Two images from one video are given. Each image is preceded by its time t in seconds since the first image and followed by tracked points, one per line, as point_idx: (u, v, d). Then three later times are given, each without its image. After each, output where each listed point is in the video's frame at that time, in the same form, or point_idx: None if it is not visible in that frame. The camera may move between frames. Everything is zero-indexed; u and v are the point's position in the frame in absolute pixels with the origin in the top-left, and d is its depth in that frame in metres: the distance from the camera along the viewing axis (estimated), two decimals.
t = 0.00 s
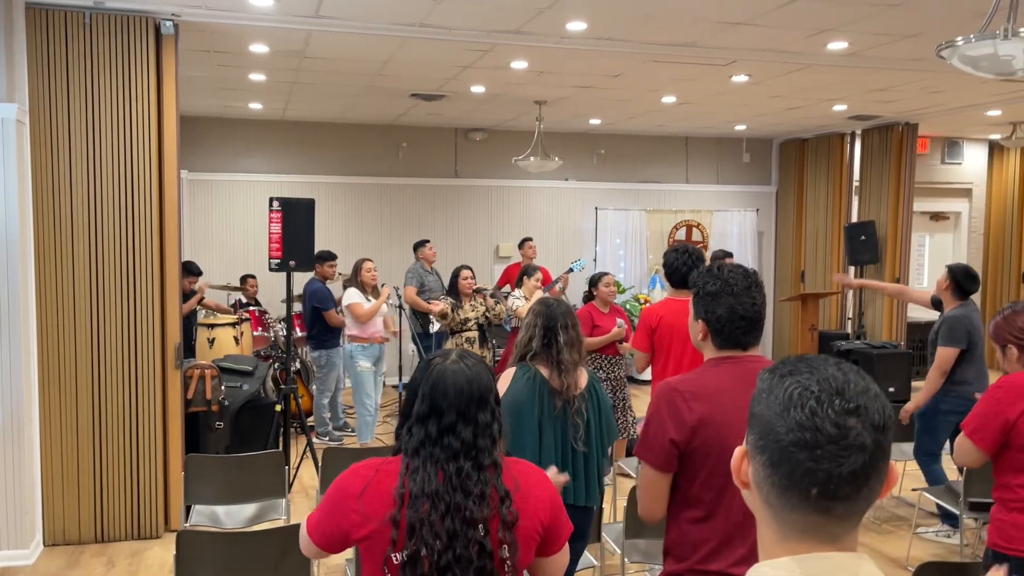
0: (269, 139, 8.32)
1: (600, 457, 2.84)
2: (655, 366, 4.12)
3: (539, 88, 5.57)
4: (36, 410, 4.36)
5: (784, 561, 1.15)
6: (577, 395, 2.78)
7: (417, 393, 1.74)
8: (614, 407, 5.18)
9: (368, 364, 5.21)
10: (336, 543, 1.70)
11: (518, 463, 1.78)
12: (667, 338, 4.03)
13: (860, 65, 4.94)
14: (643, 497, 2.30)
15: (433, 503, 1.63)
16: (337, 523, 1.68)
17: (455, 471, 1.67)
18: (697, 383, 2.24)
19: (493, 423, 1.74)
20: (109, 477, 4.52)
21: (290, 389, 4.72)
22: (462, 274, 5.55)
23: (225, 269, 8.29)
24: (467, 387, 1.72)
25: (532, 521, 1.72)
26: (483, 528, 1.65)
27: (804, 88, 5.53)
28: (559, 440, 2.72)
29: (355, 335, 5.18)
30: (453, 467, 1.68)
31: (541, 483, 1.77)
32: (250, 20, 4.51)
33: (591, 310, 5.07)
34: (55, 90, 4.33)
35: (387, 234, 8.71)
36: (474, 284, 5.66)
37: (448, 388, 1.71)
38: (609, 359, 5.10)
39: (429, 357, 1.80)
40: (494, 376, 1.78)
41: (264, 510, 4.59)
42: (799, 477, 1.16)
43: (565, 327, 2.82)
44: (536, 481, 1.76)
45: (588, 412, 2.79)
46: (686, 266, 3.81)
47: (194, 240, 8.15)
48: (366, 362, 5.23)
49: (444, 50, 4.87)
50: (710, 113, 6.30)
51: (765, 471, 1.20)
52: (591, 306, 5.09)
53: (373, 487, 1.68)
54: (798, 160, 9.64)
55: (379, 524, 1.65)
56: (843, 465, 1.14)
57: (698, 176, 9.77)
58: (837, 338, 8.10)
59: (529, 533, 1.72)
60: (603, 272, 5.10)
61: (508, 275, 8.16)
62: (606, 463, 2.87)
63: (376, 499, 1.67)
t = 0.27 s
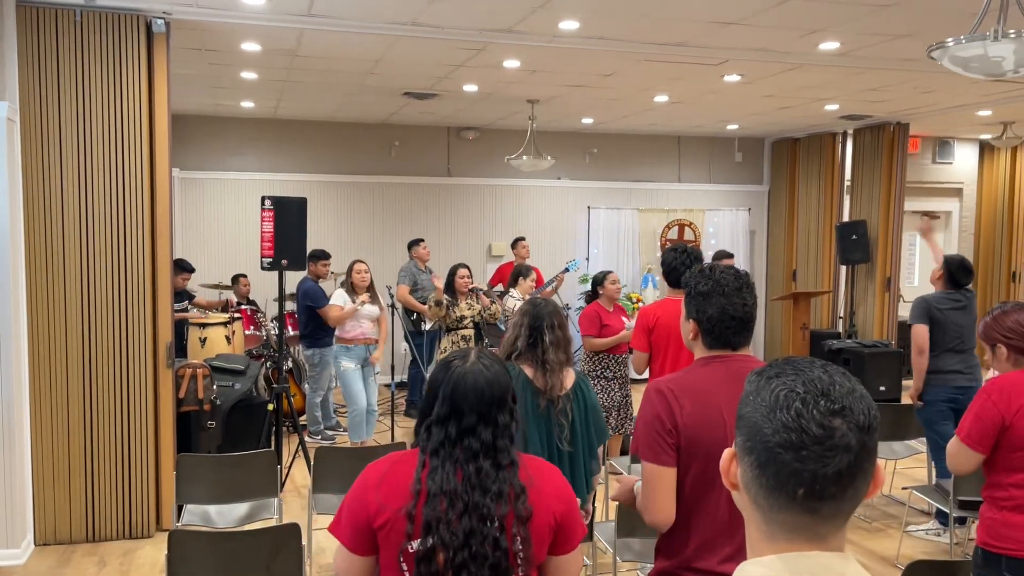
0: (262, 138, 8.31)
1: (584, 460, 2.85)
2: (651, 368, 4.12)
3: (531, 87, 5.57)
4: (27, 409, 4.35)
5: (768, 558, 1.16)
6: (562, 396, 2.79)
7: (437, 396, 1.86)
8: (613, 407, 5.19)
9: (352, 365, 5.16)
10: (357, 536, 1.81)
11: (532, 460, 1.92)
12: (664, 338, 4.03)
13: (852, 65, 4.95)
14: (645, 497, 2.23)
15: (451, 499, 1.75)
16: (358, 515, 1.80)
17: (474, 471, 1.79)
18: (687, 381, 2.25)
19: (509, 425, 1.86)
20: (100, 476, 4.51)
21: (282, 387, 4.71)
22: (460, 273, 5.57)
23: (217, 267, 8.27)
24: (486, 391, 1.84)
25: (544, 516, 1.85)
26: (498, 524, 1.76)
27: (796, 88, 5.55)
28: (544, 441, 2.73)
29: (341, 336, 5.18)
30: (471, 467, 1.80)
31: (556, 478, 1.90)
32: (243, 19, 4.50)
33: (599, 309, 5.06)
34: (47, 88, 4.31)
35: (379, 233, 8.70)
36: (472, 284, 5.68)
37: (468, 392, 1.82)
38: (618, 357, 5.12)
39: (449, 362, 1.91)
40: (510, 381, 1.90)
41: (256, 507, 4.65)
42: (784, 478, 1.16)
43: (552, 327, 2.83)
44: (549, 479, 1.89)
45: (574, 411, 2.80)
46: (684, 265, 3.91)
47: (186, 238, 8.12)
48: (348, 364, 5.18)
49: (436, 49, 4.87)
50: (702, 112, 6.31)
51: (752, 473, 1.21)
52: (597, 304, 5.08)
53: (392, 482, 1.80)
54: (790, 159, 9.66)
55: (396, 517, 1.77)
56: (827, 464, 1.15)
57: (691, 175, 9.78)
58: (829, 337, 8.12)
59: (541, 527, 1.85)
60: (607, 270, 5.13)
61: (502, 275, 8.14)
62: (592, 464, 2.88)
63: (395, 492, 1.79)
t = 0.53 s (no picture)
0: (257, 132, 8.30)
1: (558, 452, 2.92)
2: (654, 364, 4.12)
3: (527, 82, 5.57)
4: (23, 402, 4.35)
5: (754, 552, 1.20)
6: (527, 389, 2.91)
7: (458, 386, 1.91)
8: (611, 402, 5.19)
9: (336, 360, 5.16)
10: (369, 522, 1.84)
11: (545, 453, 1.99)
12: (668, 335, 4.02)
13: (848, 61, 4.96)
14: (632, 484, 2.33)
15: (469, 489, 1.81)
16: (373, 501, 1.84)
17: (491, 462, 1.84)
18: (686, 375, 2.26)
19: (526, 419, 1.92)
20: (95, 470, 4.51)
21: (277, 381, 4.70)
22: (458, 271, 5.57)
23: (212, 261, 8.25)
24: (505, 386, 1.90)
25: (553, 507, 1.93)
26: (513, 514, 1.83)
27: (792, 84, 5.56)
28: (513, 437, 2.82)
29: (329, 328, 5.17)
30: (489, 458, 1.85)
31: (566, 474, 1.99)
32: (239, 13, 4.50)
33: (604, 304, 5.04)
34: (42, 82, 4.31)
35: (375, 228, 8.69)
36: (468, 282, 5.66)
37: (489, 385, 1.88)
38: (619, 353, 5.12)
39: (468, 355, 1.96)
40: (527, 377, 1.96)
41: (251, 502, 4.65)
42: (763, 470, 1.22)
43: (521, 323, 2.96)
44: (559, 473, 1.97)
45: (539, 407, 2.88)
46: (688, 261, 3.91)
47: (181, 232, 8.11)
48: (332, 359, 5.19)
49: (433, 44, 4.87)
50: (699, 108, 6.32)
51: (732, 463, 1.27)
52: (604, 298, 5.05)
53: (409, 471, 1.85)
54: (786, 155, 9.66)
55: (411, 505, 1.82)
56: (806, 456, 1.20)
57: (687, 172, 9.79)
58: (823, 333, 8.13)
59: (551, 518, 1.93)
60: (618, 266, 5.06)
61: (497, 271, 8.10)
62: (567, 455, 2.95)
63: (410, 481, 1.84)
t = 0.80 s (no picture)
0: (258, 128, 8.29)
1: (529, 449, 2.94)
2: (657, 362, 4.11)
3: (527, 78, 5.57)
4: (21, 397, 4.35)
5: (738, 549, 1.19)
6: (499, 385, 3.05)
7: (457, 382, 1.81)
8: (608, 399, 5.19)
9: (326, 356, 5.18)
10: (364, 518, 1.74)
11: (540, 448, 1.90)
12: (670, 333, 4.02)
13: (847, 58, 4.96)
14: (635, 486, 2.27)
15: (468, 486, 1.71)
16: (368, 497, 1.73)
17: (491, 459, 1.74)
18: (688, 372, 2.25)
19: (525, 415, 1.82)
20: (93, 465, 4.52)
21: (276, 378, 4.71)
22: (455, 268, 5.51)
23: (210, 258, 8.26)
24: (505, 381, 1.80)
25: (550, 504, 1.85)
26: (512, 514, 1.74)
27: (791, 81, 5.55)
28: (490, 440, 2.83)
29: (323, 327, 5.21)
30: (488, 455, 1.75)
31: (561, 470, 1.91)
32: (237, 9, 4.49)
33: (604, 300, 5.08)
34: (40, 78, 4.30)
35: (374, 224, 8.69)
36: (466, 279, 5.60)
37: (489, 380, 1.78)
38: (617, 350, 5.12)
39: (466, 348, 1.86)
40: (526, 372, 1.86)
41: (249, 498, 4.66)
42: (743, 469, 1.20)
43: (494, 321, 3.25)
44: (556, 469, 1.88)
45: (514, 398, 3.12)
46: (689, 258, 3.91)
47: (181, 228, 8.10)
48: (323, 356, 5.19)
49: (432, 40, 4.86)
50: (699, 105, 6.31)
51: (717, 464, 1.25)
52: (603, 296, 5.09)
53: (407, 467, 1.74)
54: (785, 153, 9.66)
55: (409, 501, 1.71)
56: (785, 456, 1.18)
57: (686, 169, 9.80)
58: (822, 330, 8.13)
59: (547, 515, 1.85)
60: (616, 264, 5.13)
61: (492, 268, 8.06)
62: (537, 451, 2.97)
63: (409, 477, 1.73)
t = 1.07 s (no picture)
0: (261, 123, 8.30)
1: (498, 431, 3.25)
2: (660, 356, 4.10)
3: (529, 74, 5.57)
4: (23, 390, 4.37)
5: (735, 544, 1.17)
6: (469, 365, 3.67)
7: (436, 378, 1.81)
8: (604, 395, 5.17)
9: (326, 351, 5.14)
10: (351, 521, 1.73)
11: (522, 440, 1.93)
12: (674, 328, 4.02)
13: (849, 54, 4.95)
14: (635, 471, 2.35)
15: (456, 482, 1.71)
16: (355, 498, 1.72)
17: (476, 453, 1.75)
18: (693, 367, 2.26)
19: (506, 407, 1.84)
20: (95, 459, 4.53)
21: (277, 372, 4.73)
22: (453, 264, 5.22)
23: (212, 253, 8.27)
24: (485, 374, 1.80)
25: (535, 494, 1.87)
26: (500, 507, 1.75)
27: (794, 77, 5.55)
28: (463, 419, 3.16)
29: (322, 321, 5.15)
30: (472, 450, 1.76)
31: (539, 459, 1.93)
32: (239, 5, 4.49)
33: (597, 295, 5.09)
34: (42, 73, 4.31)
35: (377, 219, 8.69)
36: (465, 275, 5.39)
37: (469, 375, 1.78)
38: (611, 345, 5.10)
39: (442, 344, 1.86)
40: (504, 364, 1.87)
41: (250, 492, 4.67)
42: (736, 456, 1.21)
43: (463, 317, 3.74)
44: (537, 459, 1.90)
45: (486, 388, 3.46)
46: (688, 254, 3.94)
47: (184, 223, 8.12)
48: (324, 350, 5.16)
49: (434, 36, 4.86)
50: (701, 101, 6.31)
51: (709, 453, 1.26)
52: (596, 291, 5.11)
53: (393, 467, 1.73)
54: (787, 150, 9.64)
55: (397, 501, 1.71)
56: (777, 442, 1.19)
57: (688, 164, 9.79)
58: (823, 327, 8.12)
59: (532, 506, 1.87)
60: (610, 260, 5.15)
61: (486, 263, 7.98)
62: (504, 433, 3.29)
63: (395, 477, 1.73)
